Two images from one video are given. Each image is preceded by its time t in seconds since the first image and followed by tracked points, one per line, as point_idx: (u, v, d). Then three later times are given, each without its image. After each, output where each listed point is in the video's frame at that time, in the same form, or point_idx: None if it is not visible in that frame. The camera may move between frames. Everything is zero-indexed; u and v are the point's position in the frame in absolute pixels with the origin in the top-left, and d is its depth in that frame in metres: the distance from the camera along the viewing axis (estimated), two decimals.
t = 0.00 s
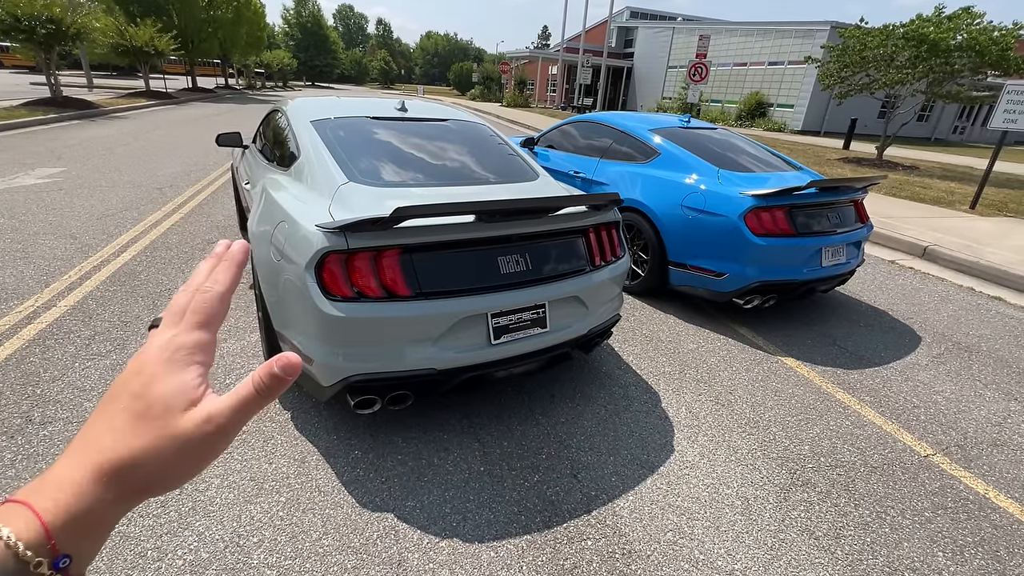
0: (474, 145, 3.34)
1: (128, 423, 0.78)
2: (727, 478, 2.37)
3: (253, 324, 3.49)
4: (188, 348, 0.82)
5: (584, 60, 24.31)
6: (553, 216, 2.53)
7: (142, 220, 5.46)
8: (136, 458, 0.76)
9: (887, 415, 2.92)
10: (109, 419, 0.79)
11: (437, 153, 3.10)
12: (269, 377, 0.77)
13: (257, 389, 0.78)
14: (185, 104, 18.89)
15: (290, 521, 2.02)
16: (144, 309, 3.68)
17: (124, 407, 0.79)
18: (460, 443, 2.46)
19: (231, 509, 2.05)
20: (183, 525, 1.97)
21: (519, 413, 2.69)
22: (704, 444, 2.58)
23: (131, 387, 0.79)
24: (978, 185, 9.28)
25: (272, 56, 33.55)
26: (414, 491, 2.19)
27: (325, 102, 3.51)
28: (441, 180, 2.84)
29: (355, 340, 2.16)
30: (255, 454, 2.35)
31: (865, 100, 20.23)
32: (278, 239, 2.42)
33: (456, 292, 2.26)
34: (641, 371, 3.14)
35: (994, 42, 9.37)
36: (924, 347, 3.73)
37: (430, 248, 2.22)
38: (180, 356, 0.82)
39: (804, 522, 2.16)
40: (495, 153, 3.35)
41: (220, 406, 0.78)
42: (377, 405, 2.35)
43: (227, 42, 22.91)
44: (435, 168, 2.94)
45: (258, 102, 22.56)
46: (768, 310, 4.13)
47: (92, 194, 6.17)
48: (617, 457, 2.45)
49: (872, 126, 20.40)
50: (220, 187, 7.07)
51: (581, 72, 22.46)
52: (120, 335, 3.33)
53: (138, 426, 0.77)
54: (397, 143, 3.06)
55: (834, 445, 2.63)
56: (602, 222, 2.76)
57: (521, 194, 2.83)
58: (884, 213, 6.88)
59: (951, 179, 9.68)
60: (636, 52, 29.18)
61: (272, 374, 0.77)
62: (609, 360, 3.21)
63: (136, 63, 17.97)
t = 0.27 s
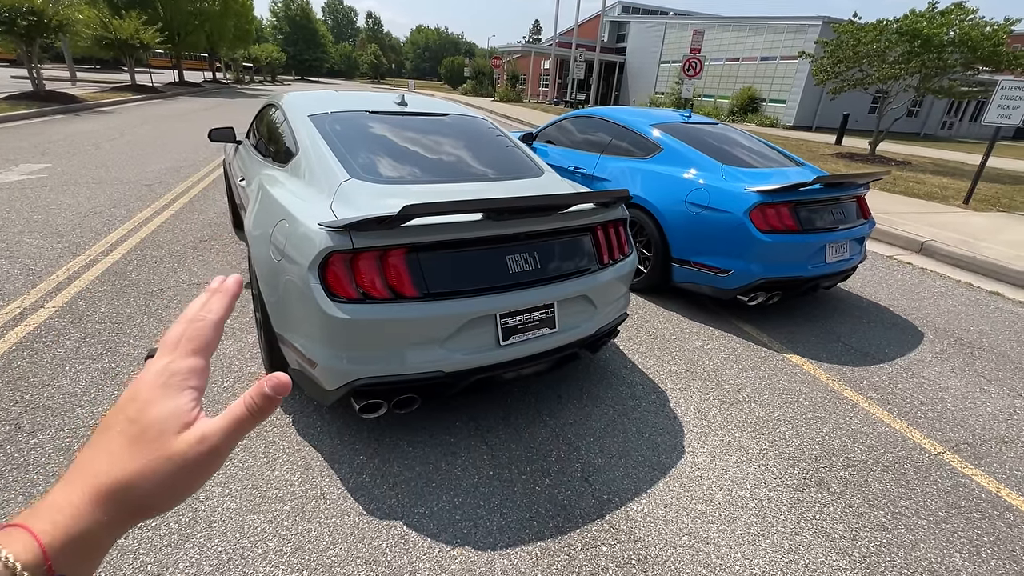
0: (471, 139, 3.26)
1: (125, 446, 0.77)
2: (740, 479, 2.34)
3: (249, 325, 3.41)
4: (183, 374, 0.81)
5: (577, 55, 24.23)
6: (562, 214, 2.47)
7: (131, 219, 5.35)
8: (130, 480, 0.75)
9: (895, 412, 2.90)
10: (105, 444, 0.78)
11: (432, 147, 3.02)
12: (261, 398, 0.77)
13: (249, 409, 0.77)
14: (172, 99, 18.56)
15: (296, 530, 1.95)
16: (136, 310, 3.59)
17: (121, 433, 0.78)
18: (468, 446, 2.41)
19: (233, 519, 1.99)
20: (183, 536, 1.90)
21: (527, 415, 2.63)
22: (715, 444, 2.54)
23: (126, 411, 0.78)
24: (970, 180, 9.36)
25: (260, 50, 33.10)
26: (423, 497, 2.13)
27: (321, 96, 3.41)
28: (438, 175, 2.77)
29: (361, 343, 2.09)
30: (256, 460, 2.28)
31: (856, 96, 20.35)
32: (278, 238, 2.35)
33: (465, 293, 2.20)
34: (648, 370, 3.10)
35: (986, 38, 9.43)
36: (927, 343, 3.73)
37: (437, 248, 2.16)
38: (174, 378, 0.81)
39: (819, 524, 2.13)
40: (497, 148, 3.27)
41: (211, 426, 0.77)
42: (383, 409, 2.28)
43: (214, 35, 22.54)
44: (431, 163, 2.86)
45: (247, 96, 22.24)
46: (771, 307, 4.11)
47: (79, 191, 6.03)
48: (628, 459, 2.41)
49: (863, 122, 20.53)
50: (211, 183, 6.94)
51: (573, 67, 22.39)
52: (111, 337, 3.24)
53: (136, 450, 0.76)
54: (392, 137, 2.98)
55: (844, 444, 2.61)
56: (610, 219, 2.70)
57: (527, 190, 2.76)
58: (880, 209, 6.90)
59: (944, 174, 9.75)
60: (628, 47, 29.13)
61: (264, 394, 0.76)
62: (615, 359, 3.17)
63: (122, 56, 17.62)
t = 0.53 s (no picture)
0: (462, 130, 3.16)
1: None
2: (754, 477, 2.32)
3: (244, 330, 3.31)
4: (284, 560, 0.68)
5: (561, 47, 24.14)
6: (570, 210, 2.42)
7: (113, 220, 5.17)
8: None
9: (900, 404, 2.91)
10: None
11: (421, 140, 2.92)
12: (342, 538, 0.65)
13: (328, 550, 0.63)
14: (149, 94, 18.06)
15: (306, 545, 1.88)
16: (123, 316, 3.46)
17: None
18: (479, 451, 2.36)
19: (240, 535, 1.91)
20: (188, 556, 1.83)
21: (536, 417, 2.58)
22: (727, 441, 2.52)
23: None
24: (953, 170, 9.52)
25: (238, 42, 32.37)
26: (436, 505, 2.07)
27: (313, 91, 3.30)
28: (430, 169, 2.68)
29: (370, 348, 2.02)
30: (261, 472, 2.21)
31: (838, 87, 20.57)
32: (277, 241, 2.26)
33: (475, 294, 2.14)
34: (654, 367, 3.07)
35: (968, 29, 9.57)
36: (924, 333, 3.76)
37: (446, 248, 2.09)
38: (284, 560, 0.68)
39: (836, 521, 2.12)
40: (494, 142, 3.19)
41: None
42: (391, 416, 2.22)
43: (190, 28, 21.94)
44: (421, 156, 2.77)
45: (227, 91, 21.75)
46: (771, 301, 4.10)
47: (57, 191, 5.82)
48: (641, 459, 2.37)
49: (845, 112, 20.78)
50: (195, 181, 6.75)
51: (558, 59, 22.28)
52: (99, 345, 3.12)
53: None
54: (382, 131, 2.88)
55: (854, 438, 2.61)
56: (617, 216, 2.66)
57: (532, 187, 2.70)
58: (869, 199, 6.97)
59: (928, 164, 9.90)
60: (613, 39, 29.09)
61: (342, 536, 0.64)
62: (621, 357, 3.13)
63: (94, 50, 17.07)
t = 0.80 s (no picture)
0: (446, 122, 3.09)
1: None
2: (762, 465, 2.34)
3: (234, 335, 3.22)
4: None
5: (539, 39, 24.05)
6: (571, 204, 2.39)
7: (86, 223, 4.98)
8: None
9: (894, 388, 2.97)
10: None
11: (403, 132, 2.84)
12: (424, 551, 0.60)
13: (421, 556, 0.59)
14: (115, 90, 17.45)
15: (317, 554, 1.83)
16: (104, 322, 3.33)
17: None
18: (486, 450, 2.33)
19: (247, 547, 1.85)
20: (194, 572, 1.76)
21: (541, 413, 2.56)
22: (731, 431, 2.54)
23: None
24: (925, 157, 9.77)
25: (206, 36, 31.46)
26: (448, 507, 2.04)
27: (298, 85, 3.19)
28: (419, 163, 2.61)
29: (376, 350, 1.96)
30: (263, 481, 2.14)
31: (811, 77, 20.92)
32: (273, 242, 2.18)
33: (481, 292, 2.10)
34: (654, 359, 3.07)
35: (937, 19, 9.80)
36: (911, 317, 3.84)
37: (450, 245, 2.05)
38: None
39: (844, 505, 2.15)
40: (486, 135, 3.13)
41: None
42: (397, 418, 2.17)
43: (156, 21, 21.23)
44: (406, 148, 2.70)
45: (196, 86, 21.15)
46: (762, 290, 4.15)
47: (23, 193, 5.57)
48: (649, 452, 2.37)
49: (818, 102, 21.16)
50: (170, 181, 6.54)
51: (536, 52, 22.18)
52: (80, 354, 2.99)
53: None
54: (366, 124, 2.80)
55: (853, 423, 2.65)
56: (617, 209, 2.64)
57: (530, 181, 2.66)
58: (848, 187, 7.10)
59: (901, 152, 10.14)
60: (589, 31, 29.08)
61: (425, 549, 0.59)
62: (620, 350, 3.13)
63: (54, 45, 16.39)
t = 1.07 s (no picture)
0: (433, 125, 3.10)
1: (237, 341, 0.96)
2: (753, 458, 2.42)
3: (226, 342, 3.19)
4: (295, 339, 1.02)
5: (517, 43, 24.16)
6: (567, 207, 2.44)
7: (63, 230, 4.85)
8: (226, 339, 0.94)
9: (874, 381, 3.09)
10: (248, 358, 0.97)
11: (386, 133, 2.85)
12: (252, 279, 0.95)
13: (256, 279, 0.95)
14: (82, 93, 16.94)
15: (325, 558, 1.84)
16: (89, 331, 3.26)
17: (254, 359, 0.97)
18: (488, 451, 2.36)
19: (254, 554, 1.84)
20: None
21: (539, 413, 2.61)
22: (723, 426, 2.62)
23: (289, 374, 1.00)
24: (893, 159, 10.13)
25: (176, 38, 30.78)
26: (453, 508, 2.06)
27: (289, 90, 3.18)
28: (408, 166, 2.62)
29: (381, 353, 1.98)
30: (265, 487, 2.13)
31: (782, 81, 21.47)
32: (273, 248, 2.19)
33: (482, 294, 2.13)
34: (645, 358, 3.15)
35: (902, 26, 10.19)
36: (887, 313, 4.00)
37: (452, 249, 2.08)
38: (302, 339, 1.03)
39: (832, 494, 2.24)
40: (476, 138, 3.16)
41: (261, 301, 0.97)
42: (401, 421, 2.19)
43: (124, 22, 20.70)
44: (393, 150, 2.71)
45: (167, 89, 20.67)
46: (746, 289, 4.27)
47: None
48: (646, 448, 2.43)
49: (790, 106, 21.72)
50: (148, 186, 6.40)
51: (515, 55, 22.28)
52: (66, 364, 2.92)
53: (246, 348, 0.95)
54: (355, 128, 2.80)
55: (838, 415, 2.76)
56: (609, 211, 2.71)
57: (525, 185, 2.71)
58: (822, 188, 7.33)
59: (871, 154, 10.50)
60: (566, 35, 29.34)
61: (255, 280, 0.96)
62: (613, 350, 3.20)
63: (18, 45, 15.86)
